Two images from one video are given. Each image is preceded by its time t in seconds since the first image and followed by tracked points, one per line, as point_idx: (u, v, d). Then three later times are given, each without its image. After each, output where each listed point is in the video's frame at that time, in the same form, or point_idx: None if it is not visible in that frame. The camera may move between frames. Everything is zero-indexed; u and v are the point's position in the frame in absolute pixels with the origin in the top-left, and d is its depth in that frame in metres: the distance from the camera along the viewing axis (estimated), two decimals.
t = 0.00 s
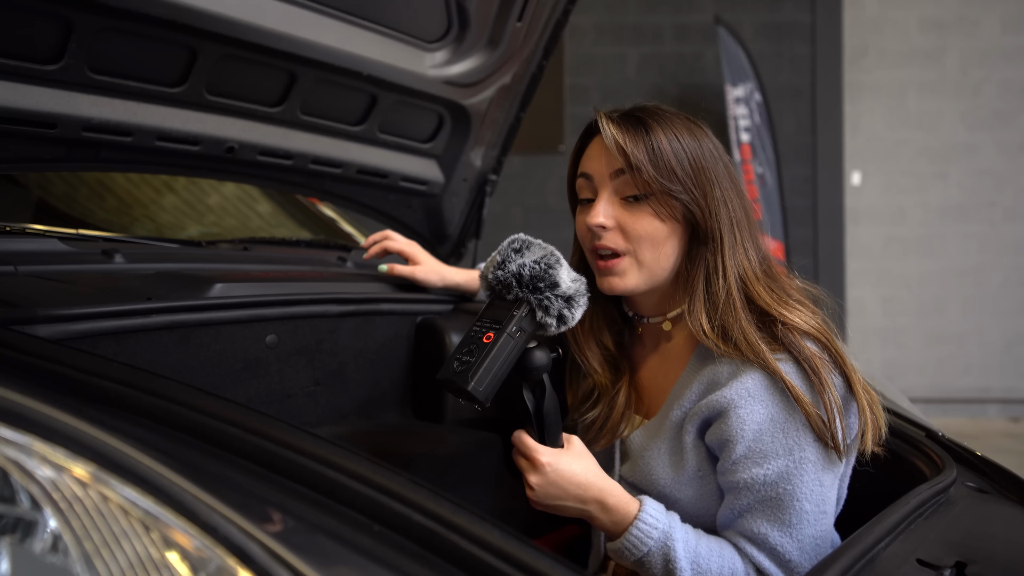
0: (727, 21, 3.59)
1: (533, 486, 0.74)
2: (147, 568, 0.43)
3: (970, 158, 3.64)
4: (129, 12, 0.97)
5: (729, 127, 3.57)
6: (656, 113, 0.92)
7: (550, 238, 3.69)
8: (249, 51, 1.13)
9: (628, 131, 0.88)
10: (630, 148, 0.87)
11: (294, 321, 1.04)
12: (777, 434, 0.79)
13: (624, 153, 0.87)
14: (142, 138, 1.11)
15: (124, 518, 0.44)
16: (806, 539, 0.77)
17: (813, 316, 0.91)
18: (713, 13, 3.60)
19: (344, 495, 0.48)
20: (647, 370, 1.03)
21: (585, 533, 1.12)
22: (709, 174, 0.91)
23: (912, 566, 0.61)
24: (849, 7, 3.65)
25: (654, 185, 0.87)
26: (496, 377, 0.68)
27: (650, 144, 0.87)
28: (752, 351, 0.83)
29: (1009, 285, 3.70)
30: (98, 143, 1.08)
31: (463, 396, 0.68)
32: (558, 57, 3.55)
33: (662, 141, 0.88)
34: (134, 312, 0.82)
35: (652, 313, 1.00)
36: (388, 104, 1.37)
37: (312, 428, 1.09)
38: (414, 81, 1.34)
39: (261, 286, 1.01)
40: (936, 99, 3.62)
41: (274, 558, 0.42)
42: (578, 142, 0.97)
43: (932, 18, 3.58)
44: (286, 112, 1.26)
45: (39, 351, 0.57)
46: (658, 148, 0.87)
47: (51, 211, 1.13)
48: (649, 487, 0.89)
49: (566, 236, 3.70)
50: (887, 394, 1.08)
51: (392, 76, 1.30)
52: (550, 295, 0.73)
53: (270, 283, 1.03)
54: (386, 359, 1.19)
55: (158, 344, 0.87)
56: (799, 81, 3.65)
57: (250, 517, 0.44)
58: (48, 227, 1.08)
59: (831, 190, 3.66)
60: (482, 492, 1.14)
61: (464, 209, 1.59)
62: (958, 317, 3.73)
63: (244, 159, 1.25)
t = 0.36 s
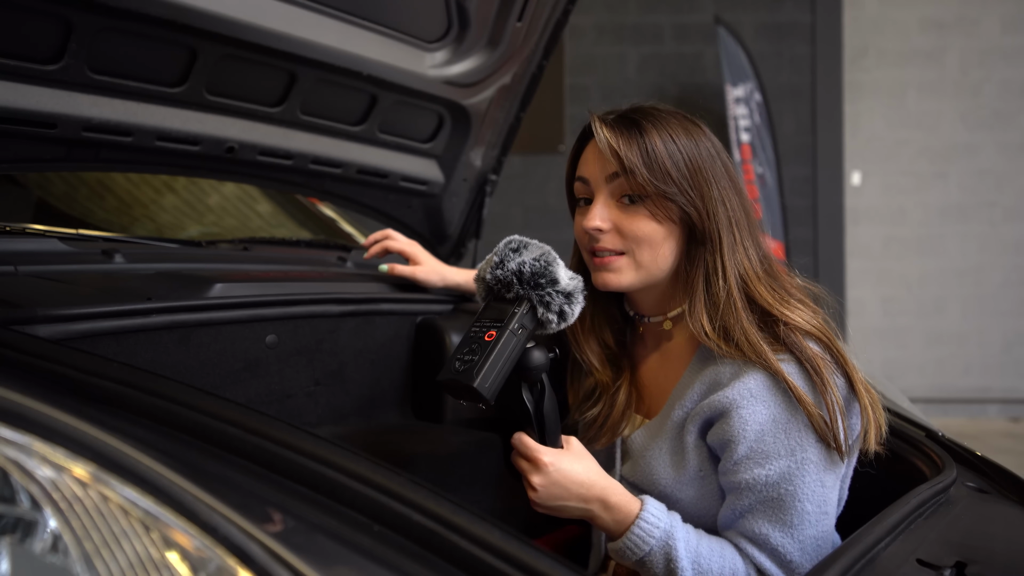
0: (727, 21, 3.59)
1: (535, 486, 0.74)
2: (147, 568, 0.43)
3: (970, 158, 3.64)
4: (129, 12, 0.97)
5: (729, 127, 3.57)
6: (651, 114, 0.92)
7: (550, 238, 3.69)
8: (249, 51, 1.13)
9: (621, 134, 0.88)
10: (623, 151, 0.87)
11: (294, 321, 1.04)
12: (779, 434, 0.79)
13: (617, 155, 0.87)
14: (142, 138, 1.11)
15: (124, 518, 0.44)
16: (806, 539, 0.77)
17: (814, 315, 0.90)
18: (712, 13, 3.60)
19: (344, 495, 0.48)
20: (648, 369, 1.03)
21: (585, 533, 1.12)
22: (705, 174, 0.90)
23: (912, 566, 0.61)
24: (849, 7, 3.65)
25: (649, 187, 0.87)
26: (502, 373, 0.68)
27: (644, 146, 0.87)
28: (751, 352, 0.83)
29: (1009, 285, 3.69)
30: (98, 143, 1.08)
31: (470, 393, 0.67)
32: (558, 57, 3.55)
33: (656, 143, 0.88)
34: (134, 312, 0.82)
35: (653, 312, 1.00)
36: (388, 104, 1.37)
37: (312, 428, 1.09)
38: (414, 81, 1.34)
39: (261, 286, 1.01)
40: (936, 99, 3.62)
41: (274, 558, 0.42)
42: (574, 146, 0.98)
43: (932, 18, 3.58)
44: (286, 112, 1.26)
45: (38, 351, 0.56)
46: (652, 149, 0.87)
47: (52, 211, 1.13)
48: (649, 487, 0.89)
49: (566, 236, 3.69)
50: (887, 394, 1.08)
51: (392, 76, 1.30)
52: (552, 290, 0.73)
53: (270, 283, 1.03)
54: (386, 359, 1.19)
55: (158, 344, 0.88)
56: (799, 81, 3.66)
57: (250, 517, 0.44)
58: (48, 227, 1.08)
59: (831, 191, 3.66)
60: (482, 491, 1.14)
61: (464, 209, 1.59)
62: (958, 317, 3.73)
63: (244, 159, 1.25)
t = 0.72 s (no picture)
0: (727, 21, 3.59)
1: (525, 473, 0.72)
2: (147, 568, 0.43)
3: (970, 159, 3.64)
4: (129, 12, 0.97)
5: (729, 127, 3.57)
6: (649, 113, 0.92)
7: (550, 238, 3.70)
8: (249, 51, 1.13)
9: (613, 132, 0.90)
10: (615, 150, 0.89)
11: (294, 321, 1.04)
12: (774, 435, 0.78)
13: (608, 154, 0.89)
14: (142, 138, 1.11)
15: (124, 519, 0.44)
16: (791, 544, 0.77)
17: (813, 317, 0.89)
18: (712, 13, 3.60)
19: (344, 495, 0.48)
20: (651, 362, 1.03)
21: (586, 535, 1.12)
22: (702, 173, 0.90)
23: (912, 566, 0.61)
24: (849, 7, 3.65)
25: (639, 185, 0.88)
26: (483, 352, 0.75)
27: (638, 145, 0.88)
28: (752, 351, 0.83)
29: (1009, 285, 3.69)
30: (98, 143, 1.08)
31: (459, 372, 0.73)
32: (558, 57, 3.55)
33: (651, 142, 0.89)
34: (134, 313, 0.82)
35: (655, 309, 1.00)
36: (388, 104, 1.37)
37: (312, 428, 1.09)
38: (414, 80, 1.34)
39: (261, 286, 1.01)
40: (936, 99, 3.62)
41: (274, 558, 0.42)
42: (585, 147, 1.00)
43: (932, 18, 3.58)
44: (286, 113, 1.26)
45: (39, 351, 0.56)
46: (646, 149, 0.88)
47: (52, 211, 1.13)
48: (650, 486, 0.90)
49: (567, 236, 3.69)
50: (887, 395, 1.08)
51: (392, 76, 1.30)
52: (523, 278, 0.87)
53: (271, 283, 1.03)
54: (386, 359, 1.19)
55: (159, 344, 0.88)
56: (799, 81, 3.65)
57: (250, 518, 0.44)
58: (48, 227, 1.08)
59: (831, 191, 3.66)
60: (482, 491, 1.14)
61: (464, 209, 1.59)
62: (958, 317, 3.73)
63: (244, 159, 1.25)
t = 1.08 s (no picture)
0: (727, 21, 3.59)
1: (460, 433, 0.71)
2: (147, 568, 0.43)
3: (970, 158, 3.64)
4: (129, 12, 0.98)
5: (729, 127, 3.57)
6: (670, 112, 0.93)
7: (549, 238, 3.70)
8: (250, 51, 1.13)
9: (627, 130, 0.92)
10: (627, 146, 0.91)
11: (294, 321, 1.04)
12: (762, 419, 0.79)
13: (621, 150, 0.90)
14: (142, 138, 1.11)
15: (124, 519, 0.44)
16: (745, 528, 0.77)
17: (819, 318, 0.87)
18: (712, 13, 3.60)
19: (344, 495, 0.48)
20: (666, 354, 1.02)
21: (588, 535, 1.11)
22: (714, 171, 0.89)
23: (912, 566, 0.61)
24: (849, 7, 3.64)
25: (649, 181, 0.89)
26: (414, 302, 0.81)
27: (650, 141, 0.89)
28: (750, 342, 0.82)
29: (1009, 285, 3.69)
30: (98, 143, 1.08)
31: (392, 318, 0.77)
32: (558, 57, 3.55)
33: (664, 138, 0.89)
34: (134, 313, 0.83)
35: (673, 305, 0.99)
36: (388, 104, 1.37)
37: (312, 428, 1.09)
38: (414, 81, 1.34)
39: (261, 286, 1.01)
40: (936, 99, 3.62)
41: (275, 559, 0.42)
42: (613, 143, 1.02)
43: (932, 18, 3.58)
44: (286, 113, 1.26)
45: (40, 351, 0.56)
46: (658, 145, 0.89)
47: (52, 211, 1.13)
48: (654, 478, 0.90)
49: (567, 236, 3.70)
50: (887, 395, 1.08)
51: (392, 76, 1.30)
52: (445, 252, 0.97)
53: (270, 283, 1.03)
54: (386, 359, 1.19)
55: (158, 344, 0.88)
56: (799, 81, 3.66)
57: (250, 518, 0.44)
58: (48, 227, 1.08)
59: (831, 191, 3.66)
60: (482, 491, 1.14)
61: (464, 209, 1.59)
62: (958, 317, 3.73)
63: (244, 159, 1.25)
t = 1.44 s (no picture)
0: (727, 21, 3.59)
1: (410, 377, 0.73)
2: (147, 568, 0.43)
3: (970, 159, 3.64)
4: (129, 12, 0.98)
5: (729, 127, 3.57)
6: (685, 112, 0.93)
7: (550, 238, 3.70)
8: (249, 51, 1.13)
9: (642, 131, 0.92)
10: (641, 147, 0.91)
11: (294, 321, 1.04)
12: (762, 392, 0.80)
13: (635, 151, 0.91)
14: (142, 138, 1.11)
15: (124, 519, 0.44)
16: (722, 488, 0.74)
17: (832, 319, 0.87)
18: (712, 13, 3.60)
19: (344, 495, 0.48)
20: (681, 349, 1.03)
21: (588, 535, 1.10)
22: (727, 170, 0.89)
23: (912, 566, 0.61)
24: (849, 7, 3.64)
25: (662, 181, 0.90)
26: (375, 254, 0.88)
27: (664, 142, 0.90)
28: (753, 336, 0.84)
29: (1009, 285, 3.69)
30: (98, 143, 1.08)
31: (357, 258, 0.87)
32: (558, 57, 3.55)
33: (678, 139, 0.90)
34: (134, 313, 0.83)
35: (687, 302, 0.99)
36: (388, 104, 1.37)
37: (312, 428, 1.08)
38: (414, 80, 1.34)
39: (261, 286, 1.01)
40: (936, 99, 3.62)
41: (275, 559, 0.42)
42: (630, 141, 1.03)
43: (932, 18, 3.58)
44: (286, 112, 1.26)
45: (40, 351, 0.56)
46: (672, 145, 0.89)
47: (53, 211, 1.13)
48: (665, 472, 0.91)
49: (567, 236, 3.70)
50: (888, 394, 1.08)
51: (392, 76, 1.30)
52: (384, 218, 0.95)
53: (270, 283, 1.03)
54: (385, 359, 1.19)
55: (158, 344, 0.88)
56: (799, 81, 3.66)
57: (250, 518, 0.44)
58: (48, 227, 1.08)
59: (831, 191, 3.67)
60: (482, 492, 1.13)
61: (464, 209, 1.59)
62: (958, 317, 3.74)
63: (244, 159, 1.25)
